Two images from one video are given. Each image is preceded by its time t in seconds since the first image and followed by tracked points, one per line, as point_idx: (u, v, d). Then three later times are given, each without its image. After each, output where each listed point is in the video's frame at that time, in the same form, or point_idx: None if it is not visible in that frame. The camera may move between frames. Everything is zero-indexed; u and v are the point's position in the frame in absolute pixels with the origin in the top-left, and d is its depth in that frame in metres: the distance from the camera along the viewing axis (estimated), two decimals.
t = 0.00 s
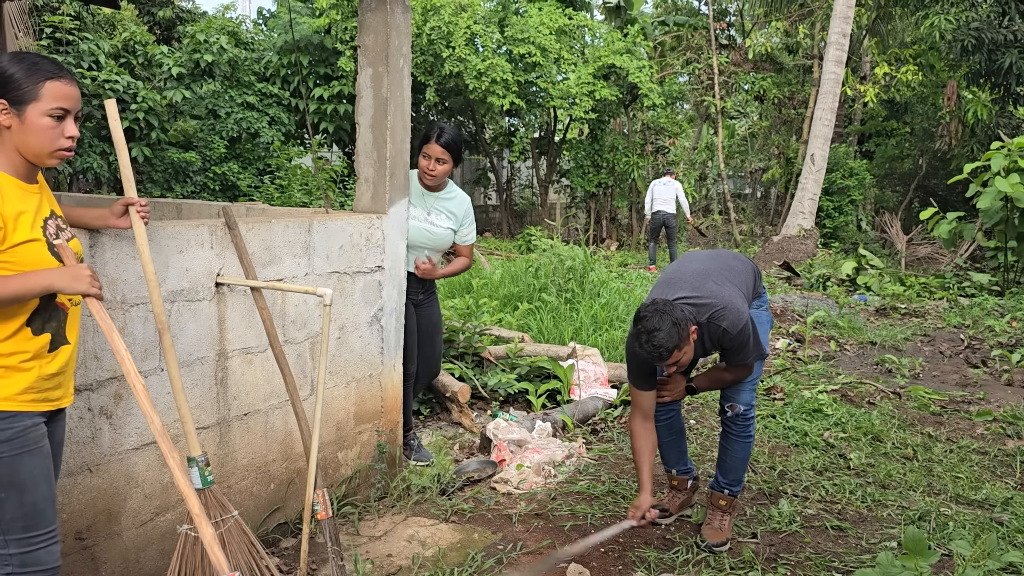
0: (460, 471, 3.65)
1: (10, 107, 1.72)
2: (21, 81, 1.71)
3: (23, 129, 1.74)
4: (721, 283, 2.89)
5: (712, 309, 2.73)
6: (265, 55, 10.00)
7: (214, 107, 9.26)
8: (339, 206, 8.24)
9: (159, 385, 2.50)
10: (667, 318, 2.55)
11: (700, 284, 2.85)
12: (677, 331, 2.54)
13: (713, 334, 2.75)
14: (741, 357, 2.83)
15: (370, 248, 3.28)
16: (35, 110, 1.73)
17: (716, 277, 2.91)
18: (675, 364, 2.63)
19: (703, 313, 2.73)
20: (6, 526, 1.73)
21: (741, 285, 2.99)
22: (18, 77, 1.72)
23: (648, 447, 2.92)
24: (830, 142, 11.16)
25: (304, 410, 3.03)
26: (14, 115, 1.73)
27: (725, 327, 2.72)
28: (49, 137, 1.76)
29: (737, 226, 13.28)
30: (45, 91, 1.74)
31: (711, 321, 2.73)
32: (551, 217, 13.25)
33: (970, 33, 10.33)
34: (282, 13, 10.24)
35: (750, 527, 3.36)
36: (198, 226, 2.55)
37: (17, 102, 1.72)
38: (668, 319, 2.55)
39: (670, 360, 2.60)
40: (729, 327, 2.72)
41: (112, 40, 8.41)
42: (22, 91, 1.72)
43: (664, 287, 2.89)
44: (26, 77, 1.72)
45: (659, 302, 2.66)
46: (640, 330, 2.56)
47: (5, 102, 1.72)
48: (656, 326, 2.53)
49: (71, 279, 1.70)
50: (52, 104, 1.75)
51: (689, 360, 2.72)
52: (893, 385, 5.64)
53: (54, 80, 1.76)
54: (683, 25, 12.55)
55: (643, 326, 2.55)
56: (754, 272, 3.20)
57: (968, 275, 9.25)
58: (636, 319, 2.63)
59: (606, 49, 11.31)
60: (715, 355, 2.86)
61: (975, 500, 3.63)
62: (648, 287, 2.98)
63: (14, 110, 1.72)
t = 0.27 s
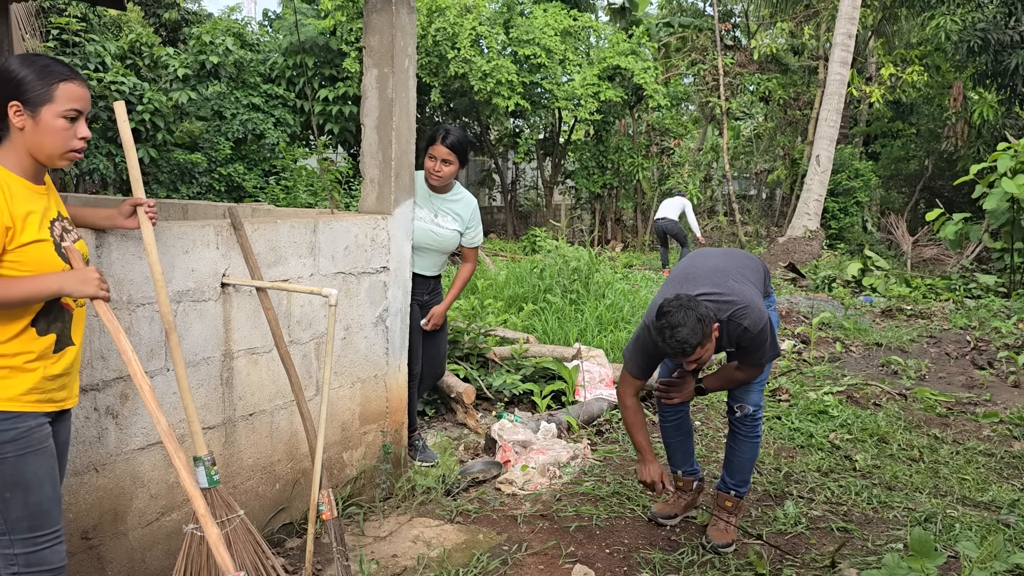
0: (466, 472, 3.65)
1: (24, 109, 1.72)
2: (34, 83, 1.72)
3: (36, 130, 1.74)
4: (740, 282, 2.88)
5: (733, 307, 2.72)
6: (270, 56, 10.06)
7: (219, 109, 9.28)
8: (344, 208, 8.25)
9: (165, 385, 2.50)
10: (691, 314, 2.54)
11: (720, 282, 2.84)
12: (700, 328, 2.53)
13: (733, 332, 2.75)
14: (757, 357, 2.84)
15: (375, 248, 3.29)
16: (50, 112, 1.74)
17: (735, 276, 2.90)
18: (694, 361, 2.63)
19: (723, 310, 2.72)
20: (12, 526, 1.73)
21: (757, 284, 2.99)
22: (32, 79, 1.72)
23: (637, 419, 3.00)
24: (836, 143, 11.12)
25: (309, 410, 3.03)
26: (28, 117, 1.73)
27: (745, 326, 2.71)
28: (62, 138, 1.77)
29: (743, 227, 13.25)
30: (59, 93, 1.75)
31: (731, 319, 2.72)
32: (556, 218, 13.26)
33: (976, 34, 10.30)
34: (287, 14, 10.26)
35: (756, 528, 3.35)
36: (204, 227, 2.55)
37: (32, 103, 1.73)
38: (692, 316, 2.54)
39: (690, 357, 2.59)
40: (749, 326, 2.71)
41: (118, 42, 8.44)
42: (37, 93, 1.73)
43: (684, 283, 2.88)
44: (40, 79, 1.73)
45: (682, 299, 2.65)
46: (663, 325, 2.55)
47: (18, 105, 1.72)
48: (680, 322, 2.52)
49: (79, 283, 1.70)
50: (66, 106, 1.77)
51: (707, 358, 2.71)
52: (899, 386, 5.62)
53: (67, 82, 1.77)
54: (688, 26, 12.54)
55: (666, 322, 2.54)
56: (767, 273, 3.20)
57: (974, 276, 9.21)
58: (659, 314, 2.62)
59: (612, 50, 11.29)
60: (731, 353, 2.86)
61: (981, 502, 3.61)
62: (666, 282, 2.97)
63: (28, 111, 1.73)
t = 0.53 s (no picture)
0: (473, 473, 3.64)
1: (38, 110, 1.73)
2: (45, 83, 1.73)
3: (51, 130, 1.75)
4: (753, 286, 2.87)
5: (748, 313, 2.71)
6: (279, 58, 10.11)
7: (228, 110, 9.32)
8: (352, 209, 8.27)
9: (173, 386, 2.51)
10: (712, 323, 2.53)
11: (733, 286, 2.83)
12: (721, 337, 2.52)
13: (748, 338, 2.74)
14: (770, 361, 2.84)
15: (382, 249, 3.29)
16: (64, 112, 1.75)
17: (748, 280, 2.89)
18: (715, 370, 2.62)
19: (739, 316, 2.71)
20: (17, 527, 1.72)
21: (768, 287, 2.98)
22: (44, 82, 1.73)
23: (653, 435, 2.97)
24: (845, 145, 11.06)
25: (316, 411, 3.03)
26: (43, 118, 1.74)
27: (760, 331, 2.70)
28: (76, 137, 1.78)
29: (751, 228, 13.21)
30: (72, 94, 1.76)
31: (746, 325, 2.71)
32: (563, 220, 13.25)
33: (986, 35, 10.26)
34: (295, 16, 10.30)
35: (763, 530, 3.33)
36: (212, 227, 2.56)
37: (46, 104, 1.73)
38: (712, 325, 2.53)
39: (711, 366, 2.59)
40: (765, 331, 2.71)
41: (128, 44, 8.50)
42: (49, 93, 1.73)
43: (698, 289, 2.86)
44: (50, 80, 1.73)
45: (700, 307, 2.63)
46: (683, 336, 2.54)
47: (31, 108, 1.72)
48: (701, 332, 2.51)
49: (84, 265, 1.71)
50: (79, 105, 1.77)
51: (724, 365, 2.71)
52: (908, 389, 5.58)
53: (79, 82, 1.78)
54: (697, 28, 12.50)
55: (687, 333, 2.53)
56: (775, 274, 3.19)
57: (984, 278, 9.14)
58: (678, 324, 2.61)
59: (620, 52, 11.28)
60: (745, 358, 2.85)
61: (991, 505, 3.58)
62: (680, 288, 2.96)
63: (43, 111, 1.74)
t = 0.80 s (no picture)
0: (482, 475, 3.64)
1: (53, 110, 1.73)
2: (58, 84, 1.73)
3: (67, 131, 1.76)
4: (762, 285, 2.85)
5: (758, 311, 2.69)
6: (289, 60, 10.15)
7: (239, 112, 9.36)
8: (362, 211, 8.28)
9: (184, 387, 2.51)
10: (726, 320, 2.51)
11: (741, 285, 2.81)
12: (735, 334, 2.50)
13: (759, 336, 2.71)
14: (780, 361, 2.81)
15: (392, 251, 3.29)
16: (80, 112, 1.76)
17: (756, 279, 2.87)
18: (729, 368, 2.59)
19: (749, 314, 2.68)
20: (26, 527, 1.73)
21: (777, 286, 2.96)
22: (57, 82, 1.73)
23: (674, 445, 2.90)
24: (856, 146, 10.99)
25: (326, 412, 3.04)
26: (59, 118, 1.74)
27: (770, 329, 2.68)
28: (90, 135, 1.80)
29: (761, 230, 13.16)
30: (86, 93, 1.77)
31: (758, 323, 2.69)
32: (572, 221, 13.25)
33: (998, 36, 10.19)
34: (306, 18, 10.34)
35: (774, 533, 3.31)
36: (223, 228, 2.57)
37: (60, 105, 1.74)
38: (726, 322, 2.51)
39: (725, 365, 2.56)
40: (775, 329, 2.68)
41: (140, 46, 8.55)
42: (62, 94, 1.73)
43: (706, 288, 2.84)
44: (61, 81, 1.73)
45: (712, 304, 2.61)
46: (698, 333, 2.52)
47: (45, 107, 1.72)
48: (715, 329, 2.49)
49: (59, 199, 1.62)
50: (92, 104, 1.79)
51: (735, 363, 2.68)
52: (920, 391, 5.54)
53: (91, 82, 1.79)
54: (706, 29, 12.44)
55: (702, 329, 2.51)
56: (783, 274, 3.17)
57: (996, 281, 9.07)
58: (691, 322, 2.59)
59: (629, 53, 11.26)
60: (754, 358, 2.83)
61: (1004, 509, 3.55)
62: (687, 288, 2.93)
63: (58, 112, 1.74)
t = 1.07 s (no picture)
0: (492, 476, 3.63)
1: (69, 112, 1.74)
2: (72, 89, 1.73)
3: (82, 132, 1.77)
4: (782, 289, 2.83)
5: (779, 316, 2.68)
6: (300, 62, 10.20)
7: (250, 114, 9.40)
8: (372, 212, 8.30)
9: (194, 387, 2.52)
10: (751, 327, 2.49)
11: (763, 289, 2.79)
12: (759, 342, 2.49)
13: (778, 342, 2.70)
14: (796, 368, 2.80)
15: (402, 252, 3.29)
16: (95, 114, 1.78)
17: (777, 283, 2.85)
18: (748, 374, 2.59)
19: (771, 319, 2.67)
20: (38, 527, 1.73)
21: (795, 291, 2.94)
22: (71, 86, 1.74)
23: (668, 421, 2.90)
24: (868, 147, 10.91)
25: (336, 414, 3.04)
26: (75, 120, 1.76)
27: (791, 336, 2.67)
28: (103, 135, 1.81)
29: (771, 232, 13.11)
30: (101, 94, 1.79)
31: (778, 329, 2.67)
32: (582, 223, 13.24)
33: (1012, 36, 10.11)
34: (317, 21, 10.39)
35: (785, 537, 3.29)
36: (233, 229, 2.57)
37: (75, 108, 1.74)
38: (751, 329, 2.50)
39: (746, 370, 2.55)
40: (796, 336, 2.67)
41: (152, 48, 8.61)
42: (77, 98, 1.74)
43: (726, 289, 2.82)
44: (75, 85, 1.74)
45: (736, 310, 2.59)
46: (721, 338, 2.50)
47: (61, 110, 1.73)
48: (740, 335, 2.47)
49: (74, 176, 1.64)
50: (105, 106, 1.80)
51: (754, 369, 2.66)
52: (931, 394, 5.50)
53: (102, 83, 1.81)
54: (717, 30, 12.38)
55: (726, 336, 2.49)
56: (799, 278, 3.15)
57: (1010, 283, 8.99)
58: (714, 327, 2.57)
59: (639, 55, 11.24)
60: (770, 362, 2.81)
61: (1018, 513, 3.51)
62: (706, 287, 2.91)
63: (74, 114, 1.75)
